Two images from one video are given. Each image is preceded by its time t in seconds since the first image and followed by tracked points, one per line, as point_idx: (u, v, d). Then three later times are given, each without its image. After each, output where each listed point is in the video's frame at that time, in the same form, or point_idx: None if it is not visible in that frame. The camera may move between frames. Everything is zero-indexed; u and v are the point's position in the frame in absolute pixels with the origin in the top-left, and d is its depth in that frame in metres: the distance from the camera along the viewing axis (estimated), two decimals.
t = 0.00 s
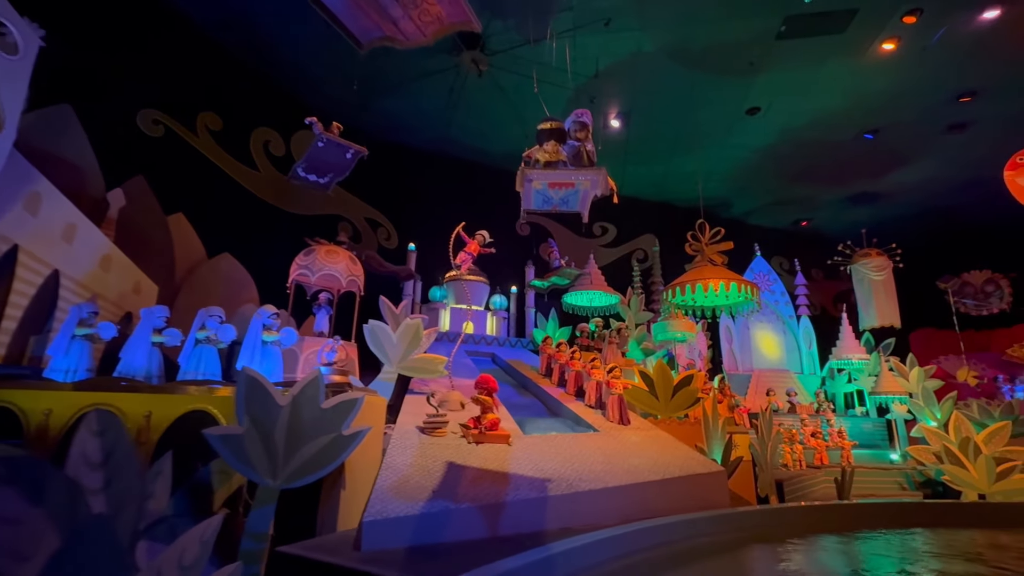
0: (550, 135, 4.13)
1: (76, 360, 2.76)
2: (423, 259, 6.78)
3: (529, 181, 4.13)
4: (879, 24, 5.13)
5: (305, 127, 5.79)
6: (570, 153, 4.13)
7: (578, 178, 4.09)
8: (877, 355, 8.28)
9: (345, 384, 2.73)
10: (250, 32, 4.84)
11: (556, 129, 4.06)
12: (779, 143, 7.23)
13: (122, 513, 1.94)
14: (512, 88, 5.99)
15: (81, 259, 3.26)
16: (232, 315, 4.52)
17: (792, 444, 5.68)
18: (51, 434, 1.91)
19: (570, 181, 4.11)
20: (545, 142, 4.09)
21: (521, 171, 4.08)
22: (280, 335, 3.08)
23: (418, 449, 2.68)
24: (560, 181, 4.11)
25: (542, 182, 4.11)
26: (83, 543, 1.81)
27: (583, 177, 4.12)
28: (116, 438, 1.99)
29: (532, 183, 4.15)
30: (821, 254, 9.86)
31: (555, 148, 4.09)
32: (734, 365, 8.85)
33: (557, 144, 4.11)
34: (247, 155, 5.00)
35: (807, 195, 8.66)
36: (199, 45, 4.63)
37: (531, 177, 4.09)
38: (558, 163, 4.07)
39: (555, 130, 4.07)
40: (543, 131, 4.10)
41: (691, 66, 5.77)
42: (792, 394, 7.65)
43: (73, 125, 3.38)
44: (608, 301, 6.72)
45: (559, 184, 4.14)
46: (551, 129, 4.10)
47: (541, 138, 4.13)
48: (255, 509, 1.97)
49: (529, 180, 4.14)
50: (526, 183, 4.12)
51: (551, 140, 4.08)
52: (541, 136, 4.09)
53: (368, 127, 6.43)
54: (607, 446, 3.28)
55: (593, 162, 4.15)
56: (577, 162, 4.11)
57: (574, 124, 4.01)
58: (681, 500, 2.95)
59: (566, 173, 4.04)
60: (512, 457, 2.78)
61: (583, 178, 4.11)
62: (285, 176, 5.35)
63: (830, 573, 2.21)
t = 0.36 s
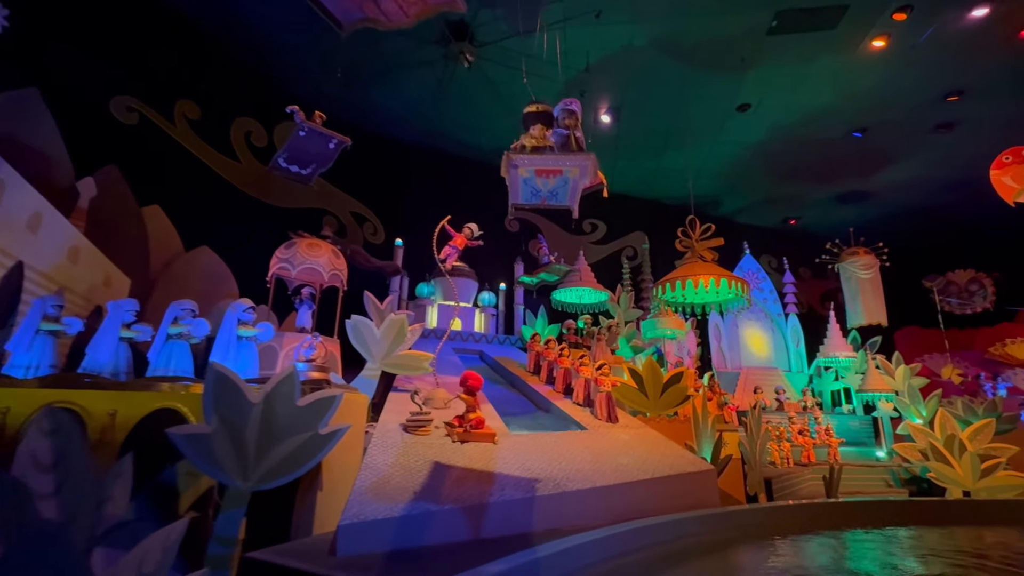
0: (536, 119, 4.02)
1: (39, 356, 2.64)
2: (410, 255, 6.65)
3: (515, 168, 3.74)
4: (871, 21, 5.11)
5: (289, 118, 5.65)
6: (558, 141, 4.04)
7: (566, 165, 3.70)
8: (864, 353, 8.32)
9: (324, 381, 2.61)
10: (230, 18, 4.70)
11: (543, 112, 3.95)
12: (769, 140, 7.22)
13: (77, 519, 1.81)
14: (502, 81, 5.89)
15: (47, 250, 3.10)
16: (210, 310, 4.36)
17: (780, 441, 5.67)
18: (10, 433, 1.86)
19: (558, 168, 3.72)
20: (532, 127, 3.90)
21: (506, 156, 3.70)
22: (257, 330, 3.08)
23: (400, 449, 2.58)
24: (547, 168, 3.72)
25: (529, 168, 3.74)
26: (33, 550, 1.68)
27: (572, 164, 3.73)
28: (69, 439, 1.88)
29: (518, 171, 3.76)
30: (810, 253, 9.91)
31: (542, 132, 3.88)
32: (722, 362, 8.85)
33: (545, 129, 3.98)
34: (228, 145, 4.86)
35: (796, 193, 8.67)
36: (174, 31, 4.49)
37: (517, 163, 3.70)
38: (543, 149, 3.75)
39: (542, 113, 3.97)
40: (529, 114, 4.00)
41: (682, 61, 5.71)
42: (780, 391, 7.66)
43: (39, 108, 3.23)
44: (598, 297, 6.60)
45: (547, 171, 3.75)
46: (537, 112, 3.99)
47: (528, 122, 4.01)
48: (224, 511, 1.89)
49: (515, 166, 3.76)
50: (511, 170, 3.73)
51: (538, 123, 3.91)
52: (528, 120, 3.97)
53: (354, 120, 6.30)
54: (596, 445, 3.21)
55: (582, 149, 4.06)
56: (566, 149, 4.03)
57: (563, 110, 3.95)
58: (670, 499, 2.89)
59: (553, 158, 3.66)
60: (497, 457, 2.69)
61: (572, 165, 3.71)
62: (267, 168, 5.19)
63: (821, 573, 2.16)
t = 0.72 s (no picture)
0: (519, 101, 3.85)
1: None
2: (395, 250, 6.53)
3: (498, 151, 3.43)
4: (860, 16, 5.10)
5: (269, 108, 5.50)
6: (542, 126, 3.73)
7: (549, 148, 3.38)
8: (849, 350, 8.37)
9: (300, 377, 2.50)
10: (207, 3, 4.55)
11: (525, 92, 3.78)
12: (757, 137, 7.21)
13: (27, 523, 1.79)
14: (489, 73, 5.79)
15: (7, 239, 2.88)
16: (186, 305, 4.20)
17: (767, 438, 5.66)
18: None
19: (541, 153, 3.42)
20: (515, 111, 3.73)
21: (488, 138, 3.40)
22: (229, 323, 3.01)
23: (379, 448, 2.48)
24: (531, 152, 3.42)
25: (512, 151, 3.43)
26: None
27: (557, 147, 3.42)
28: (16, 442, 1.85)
29: (502, 155, 3.45)
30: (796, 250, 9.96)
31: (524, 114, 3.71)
32: (710, 359, 8.85)
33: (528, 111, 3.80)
34: (204, 135, 4.74)
35: (783, 190, 8.69)
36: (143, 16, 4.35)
37: (500, 147, 3.39)
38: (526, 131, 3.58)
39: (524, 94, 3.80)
40: (513, 95, 3.86)
41: (671, 55, 5.66)
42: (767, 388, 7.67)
43: None
44: (586, 294, 6.65)
45: (531, 156, 3.45)
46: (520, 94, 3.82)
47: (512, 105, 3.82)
48: (185, 516, 1.79)
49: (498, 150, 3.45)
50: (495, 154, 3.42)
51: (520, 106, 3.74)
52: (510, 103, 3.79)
53: (338, 111, 6.17)
54: (582, 443, 3.13)
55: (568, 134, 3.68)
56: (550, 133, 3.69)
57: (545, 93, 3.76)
58: (657, 497, 2.82)
59: (536, 140, 3.36)
60: (481, 456, 2.60)
61: (555, 149, 3.41)
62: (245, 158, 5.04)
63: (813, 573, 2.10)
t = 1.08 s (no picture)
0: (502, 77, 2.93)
1: None
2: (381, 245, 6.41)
3: (477, 131, 2.66)
4: (850, 11, 5.07)
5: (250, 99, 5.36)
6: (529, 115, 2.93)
7: (538, 126, 2.62)
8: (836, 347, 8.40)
9: (275, 373, 2.40)
10: None
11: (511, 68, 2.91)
12: (747, 133, 7.18)
13: None
14: (477, 65, 5.67)
15: None
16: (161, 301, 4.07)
17: (755, 434, 5.64)
18: None
19: (529, 132, 2.64)
20: (498, 87, 2.90)
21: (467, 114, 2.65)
22: (198, 317, 2.98)
23: (358, 447, 2.38)
24: (517, 132, 2.65)
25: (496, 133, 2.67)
26: None
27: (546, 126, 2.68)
28: None
29: (482, 137, 2.68)
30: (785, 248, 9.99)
31: (511, 94, 2.88)
32: (699, 356, 8.84)
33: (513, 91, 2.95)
34: (180, 124, 4.61)
35: (773, 187, 8.68)
36: None
37: (481, 124, 2.63)
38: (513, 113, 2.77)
39: (510, 68, 2.91)
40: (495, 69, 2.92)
41: (662, 47, 5.58)
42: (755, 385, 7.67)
43: None
44: (575, 290, 6.60)
45: (518, 137, 2.67)
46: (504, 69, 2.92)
47: (491, 81, 2.95)
48: (142, 523, 1.68)
49: (479, 130, 2.68)
50: (474, 135, 2.66)
51: (505, 81, 2.89)
52: (491, 77, 2.92)
53: (322, 102, 6.02)
54: (569, 441, 3.05)
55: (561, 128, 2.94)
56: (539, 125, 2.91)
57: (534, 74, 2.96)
58: (645, 496, 2.75)
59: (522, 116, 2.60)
60: (465, 455, 2.51)
61: (545, 128, 2.64)
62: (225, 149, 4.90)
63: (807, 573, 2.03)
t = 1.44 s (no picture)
0: (488, 54, 2.64)
1: None
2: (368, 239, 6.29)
3: (461, 109, 2.44)
4: (842, 5, 5.04)
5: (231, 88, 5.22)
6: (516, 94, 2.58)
7: (527, 106, 2.40)
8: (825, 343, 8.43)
9: (252, 368, 2.30)
10: None
11: (498, 44, 2.62)
12: (737, 129, 7.16)
13: None
14: (467, 57, 5.57)
15: None
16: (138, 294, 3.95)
17: (746, 431, 5.62)
18: None
19: (517, 112, 2.43)
20: (484, 63, 2.64)
21: (452, 91, 2.41)
22: (171, 310, 3.04)
23: (340, 446, 2.30)
24: (504, 111, 2.43)
25: (483, 114, 2.45)
26: None
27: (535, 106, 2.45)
28: None
29: (467, 116, 2.46)
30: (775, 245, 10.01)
31: (498, 72, 2.61)
32: (689, 352, 8.83)
33: (500, 69, 2.62)
34: (158, 113, 4.48)
35: (764, 184, 8.67)
36: None
37: (465, 101, 2.41)
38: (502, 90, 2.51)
39: (498, 43, 2.65)
40: (482, 46, 2.63)
41: (654, 40, 5.52)
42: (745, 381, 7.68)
43: None
44: (565, 286, 6.54)
45: (505, 118, 2.46)
46: (490, 45, 2.64)
47: (475, 58, 2.66)
48: (103, 527, 1.59)
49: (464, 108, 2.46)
50: (458, 113, 2.44)
51: (492, 56, 2.62)
52: (476, 52, 2.65)
53: (308, 94, 5.90)
54: (558, 438, 2.99)
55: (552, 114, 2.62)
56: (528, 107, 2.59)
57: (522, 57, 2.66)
58: (635, 495, 2.69)
59: (510, 94, 2.38)
60: (449, 453, 2.43)
61: (534, 108, 2.43)
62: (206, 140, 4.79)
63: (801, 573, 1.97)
